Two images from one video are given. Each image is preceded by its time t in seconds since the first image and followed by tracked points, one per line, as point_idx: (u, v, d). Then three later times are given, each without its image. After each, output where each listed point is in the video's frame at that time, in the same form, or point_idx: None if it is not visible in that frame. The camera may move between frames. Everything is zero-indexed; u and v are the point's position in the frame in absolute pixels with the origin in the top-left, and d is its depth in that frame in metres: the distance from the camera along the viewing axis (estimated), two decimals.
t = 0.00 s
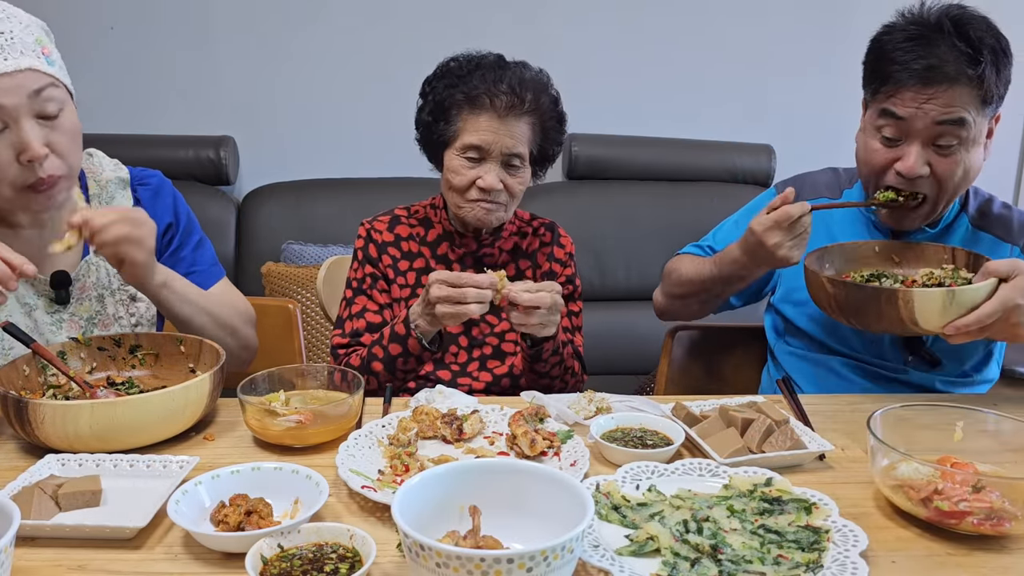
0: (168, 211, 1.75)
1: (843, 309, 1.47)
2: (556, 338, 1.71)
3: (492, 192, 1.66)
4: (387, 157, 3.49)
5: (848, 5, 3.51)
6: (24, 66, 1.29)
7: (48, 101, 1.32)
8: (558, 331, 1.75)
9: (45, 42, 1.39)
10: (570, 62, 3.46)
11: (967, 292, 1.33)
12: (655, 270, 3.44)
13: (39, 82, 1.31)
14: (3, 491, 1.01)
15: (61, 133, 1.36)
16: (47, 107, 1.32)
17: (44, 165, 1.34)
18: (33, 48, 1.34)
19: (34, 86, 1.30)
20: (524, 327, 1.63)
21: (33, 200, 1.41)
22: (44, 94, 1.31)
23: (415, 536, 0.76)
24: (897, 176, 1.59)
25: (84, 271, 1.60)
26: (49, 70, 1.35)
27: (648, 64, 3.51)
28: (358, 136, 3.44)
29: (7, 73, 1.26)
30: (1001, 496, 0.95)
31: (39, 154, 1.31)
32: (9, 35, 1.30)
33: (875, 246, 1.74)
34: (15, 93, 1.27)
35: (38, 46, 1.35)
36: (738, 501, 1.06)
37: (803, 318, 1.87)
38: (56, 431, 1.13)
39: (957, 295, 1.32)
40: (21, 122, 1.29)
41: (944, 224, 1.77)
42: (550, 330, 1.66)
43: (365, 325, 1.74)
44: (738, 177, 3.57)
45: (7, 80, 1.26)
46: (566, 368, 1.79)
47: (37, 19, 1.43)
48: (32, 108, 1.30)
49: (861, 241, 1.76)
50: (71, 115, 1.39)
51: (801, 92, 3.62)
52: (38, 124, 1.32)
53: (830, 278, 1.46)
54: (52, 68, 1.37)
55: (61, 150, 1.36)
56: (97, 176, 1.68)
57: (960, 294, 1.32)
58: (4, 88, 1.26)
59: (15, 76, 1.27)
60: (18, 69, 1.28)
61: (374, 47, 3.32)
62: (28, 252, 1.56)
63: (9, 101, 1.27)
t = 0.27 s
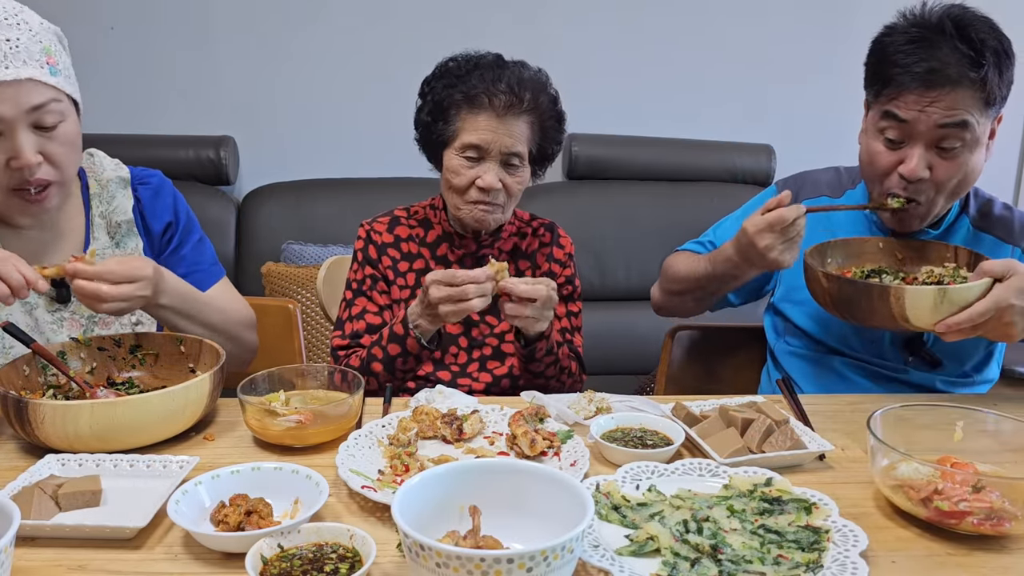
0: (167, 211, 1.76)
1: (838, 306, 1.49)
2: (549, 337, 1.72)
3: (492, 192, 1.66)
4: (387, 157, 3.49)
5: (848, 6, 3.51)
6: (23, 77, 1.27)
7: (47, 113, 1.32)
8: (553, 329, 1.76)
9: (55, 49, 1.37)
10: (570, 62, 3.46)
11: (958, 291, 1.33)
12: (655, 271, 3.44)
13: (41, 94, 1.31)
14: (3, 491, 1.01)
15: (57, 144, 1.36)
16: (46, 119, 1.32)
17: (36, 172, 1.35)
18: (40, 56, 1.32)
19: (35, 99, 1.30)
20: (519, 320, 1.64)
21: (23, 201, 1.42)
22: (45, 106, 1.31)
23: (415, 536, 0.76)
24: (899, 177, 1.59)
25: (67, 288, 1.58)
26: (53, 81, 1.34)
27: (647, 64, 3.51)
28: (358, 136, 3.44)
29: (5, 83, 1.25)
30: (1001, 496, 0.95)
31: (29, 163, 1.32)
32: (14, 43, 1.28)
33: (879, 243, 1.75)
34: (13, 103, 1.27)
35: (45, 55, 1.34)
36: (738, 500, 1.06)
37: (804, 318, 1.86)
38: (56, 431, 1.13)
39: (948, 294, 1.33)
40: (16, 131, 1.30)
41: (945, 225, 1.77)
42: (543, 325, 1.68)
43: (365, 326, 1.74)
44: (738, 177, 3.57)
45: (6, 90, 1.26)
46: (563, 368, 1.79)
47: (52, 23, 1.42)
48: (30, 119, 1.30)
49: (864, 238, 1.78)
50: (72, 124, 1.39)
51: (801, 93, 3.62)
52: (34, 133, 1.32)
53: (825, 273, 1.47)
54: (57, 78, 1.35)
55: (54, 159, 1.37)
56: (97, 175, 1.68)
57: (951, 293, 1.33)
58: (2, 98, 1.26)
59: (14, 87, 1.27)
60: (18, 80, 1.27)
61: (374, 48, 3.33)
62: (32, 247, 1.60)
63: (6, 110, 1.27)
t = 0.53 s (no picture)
0: (167, 211, 1.75)
1: (839, 307, 1.49)
2: (539, 313, 1.69)
3: (486, 187, 1.66)
4: (387, 157, 3.49)
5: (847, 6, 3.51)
6: (21, 78, 1.27)
7: (44, 115, 1.32)
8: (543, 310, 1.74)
9: (54, 52, 1.37)
10: (570, 62, 3.46)
11: (961, 295, 1.33)
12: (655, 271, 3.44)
13: (39, 97, 1.31)
14: (3, 491, 1.01)
15: (53, 146, 1.37)
16: (43, 121, 1.32)
17: (32, 173, 1.36)
18: (38, 59, 1.32)
19: (33, 101, 1.30)
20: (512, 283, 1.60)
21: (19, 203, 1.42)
22: (42, 108, 1.31)
23: (415, 536, 0.76)
24: (899, 175, 1.58)
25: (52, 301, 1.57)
26: (51, 83, 1.34)
27: (647, 63, 3.51)
28: (358, 136, 3.44)
29: (3, 84, 1.25)
30: (1001, 496, 0.95)
31: (26, 164, 1.32)
32: (13, 44, 1.28)
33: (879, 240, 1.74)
34: (12, 105, 1.27)
35: (44, 56, 1.34)
36: (738, 500, 1.06)
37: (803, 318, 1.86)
38: (56, 431, 1.13)
39: (952, 298, 1.33)
40: (13, 132, 1.29)
41: (945, 224, 1.77)
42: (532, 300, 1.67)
43: (365, 325, 1.74)
44: (738, 177, 3.57)
45: (4, 92, 1.26)
46: (564, 363, 1.78)
47: (52, 25, 1.42)
48: (28, 120, 1.31)
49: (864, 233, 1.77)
50: (70, 127, 1.40)
51: (801, 93, 3.62)
52: (30, 134, 1.33)
53: (827, 275, 1.47)
54: (55, 80, 1.35)
55: (51, 160, 1.37)
56: (98, 176, 1.69)
57: (953, 296, 1.32)
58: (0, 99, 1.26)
59: (11, 89, 1.27)
60: (16, 81, 1.27)
61: (373, 48, 3.33)
62: (32, 250, 1.60)
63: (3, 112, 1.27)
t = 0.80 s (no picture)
0: (165, 205, 1.76)
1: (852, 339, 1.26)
2: (528, 286, 1.71)
3: (479, 185, 1.66)
4: (387, 157, 3.49)
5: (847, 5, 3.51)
6: (24, 74, 1.28)
7: (47, 112, 1.32)
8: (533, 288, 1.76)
9: (54, 49, 1.39)
10: (570, 61, 3.46)
11: (986, 318, 1.18)
12: (655, 271, 3.44)
13: (41, 93, 1.31)
14: (3, 491, 1.01)
15: (55, 143, 1.36)
16: (45, 118, 1.32)
17: (34, 171, 1.35)
18: (39, 55, 1.33)
19: (35, 97, 1.30)
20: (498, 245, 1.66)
21: (18, 203, 1.41)
22: (45, 104, 1.31)
23: (415, 536, 0.76)
24: (899, 175, 1.59)
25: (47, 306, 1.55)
26: (52, 79, 1.34)
27: (647, 63, 3.51)
28: (358, 136, 3.44)
29: (5, 80, 1.25)
30: (1001, 496, 0.95)
31: (28, 162, 1.31)
32: (14, 41, 1.29)
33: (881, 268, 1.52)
34: (13, 101, 1.27)
35: (45, 53, 1.35)
36: (738, 501, 1.06)
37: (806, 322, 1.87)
38: (56, 431, 1.13)
39: (975, 321, 1.18)
40: (15, 129, 1.29)
41: (944, 223, 1.76)
42: (520, 274, 1.72)
43: (366, 322, 1.73)
44: (738, 177, 3.57)
45: (6, 88, 1.26)
46: (558, 347, 1.77)
47: (52, 24, 1.43)
48: (30, 117, 1.30)
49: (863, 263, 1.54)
50: (70, 124, 1.39)
51: (801, 93, 3.62)
52: (32, 131, 1.32)
53: (840, 304, 1.25)
54: (56, 77, 1.36)
55: (52, 158, 1.36)
56: (95, 173, 1.69)
57: (976, 319, 1.18)
58: (3, 96, 1.26)
59: (14, 85, 1.27)
60: (18, 78, 1.27)
61: (373, 48, 3.33)
62: (31, 246, 1.60)
63: (6, 108, 1.27)
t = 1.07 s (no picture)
0: (167, 203, 1.76)
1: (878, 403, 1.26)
2: (525, 286, 1.71)
3: (474, 188, 1.66)
4: (387, 157, 3.49)
5: (848, 5, 3.51)
6: (36, 68, 1.30)
7: (56, 106, 1.33)
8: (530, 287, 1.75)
9: (66, 47, 1.41)
10: (570, 61, 3.46)
11: (1020, 375, 1.20)
12: (655, 271, 3.44)
13: (51, 87, 1.32)
14: (3, 491, 1.01)
15: (64, 138, 1.36)
16: (54, 112, 1.32)
17: (41, 166, 1.35)
18: (51, 52, 1.36)
19: (45, 91, 1.31)
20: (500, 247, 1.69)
21: (24, 199, 1.41)
22: (55, 99, 1.32)
23: (415, 536, 0.76)
24: (895, 177, 1.60)
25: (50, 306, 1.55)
26: (63, 76, 1.36)
27: (647, 63, 3.51)
28: (359, 136, 3.44)
29: (17, 73, 1.27)
30: (1001, 496, 0.95)
31: (37, 155, 1.32)
32: (28, 37, 1.32)
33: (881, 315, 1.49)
34: (24, 93, 1.28)
35: (56, 51, 1.37)
36: (738, 501, 1.06)
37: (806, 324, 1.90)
38: (56, 431, 1.13)
39: (1008, 378, 1.20)
40: (25, 122, 1.30)
41: (941, 221, 1.77)
42: (517, 274, 1.72)
43: (367, 323, 1.73)
44: (738, 177, 3.57)
45: (17, 80, 1.27)
46: (555, 347, 1.77)
47: (64, 24, 1.45)
48: (40, 111, 1.31)
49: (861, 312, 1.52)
50: (79, 122, 1.40)
51: (801, 93, 3.62)
52: (42, 125, 1.33)
53: (869, 368, 1.25)
54: (66, 74, 1.38)
55: (60, 153, 1.36)
56: (95, 173, 1.69)
57: (1011, 376, 1.19)
58: (14, 88, 1.27)
59: (26, 78, 1.28)
60: (31, 71, 1.29)
61: (374, 48, 3.33)
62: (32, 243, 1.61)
63: (17, 100, 1.27)
